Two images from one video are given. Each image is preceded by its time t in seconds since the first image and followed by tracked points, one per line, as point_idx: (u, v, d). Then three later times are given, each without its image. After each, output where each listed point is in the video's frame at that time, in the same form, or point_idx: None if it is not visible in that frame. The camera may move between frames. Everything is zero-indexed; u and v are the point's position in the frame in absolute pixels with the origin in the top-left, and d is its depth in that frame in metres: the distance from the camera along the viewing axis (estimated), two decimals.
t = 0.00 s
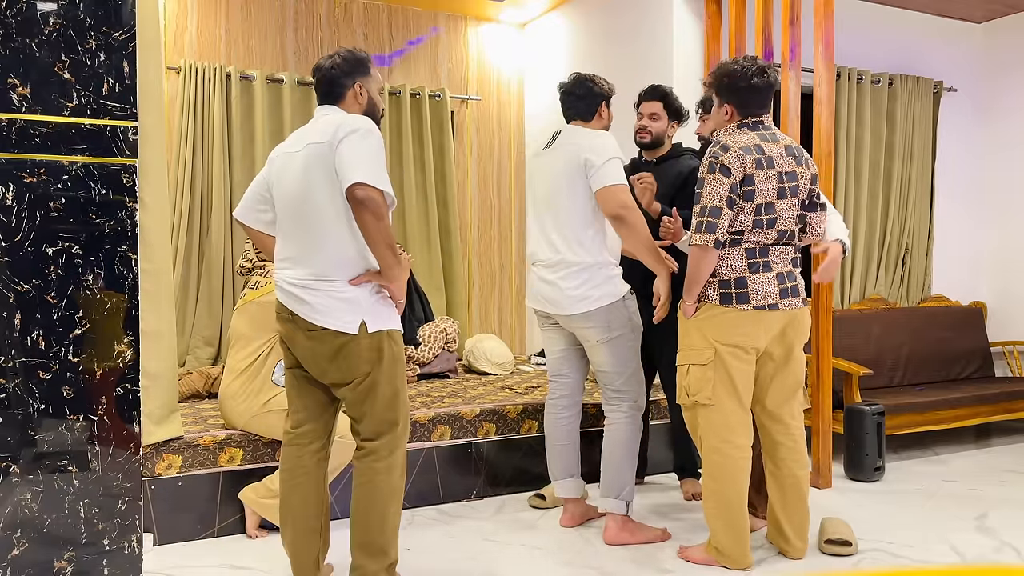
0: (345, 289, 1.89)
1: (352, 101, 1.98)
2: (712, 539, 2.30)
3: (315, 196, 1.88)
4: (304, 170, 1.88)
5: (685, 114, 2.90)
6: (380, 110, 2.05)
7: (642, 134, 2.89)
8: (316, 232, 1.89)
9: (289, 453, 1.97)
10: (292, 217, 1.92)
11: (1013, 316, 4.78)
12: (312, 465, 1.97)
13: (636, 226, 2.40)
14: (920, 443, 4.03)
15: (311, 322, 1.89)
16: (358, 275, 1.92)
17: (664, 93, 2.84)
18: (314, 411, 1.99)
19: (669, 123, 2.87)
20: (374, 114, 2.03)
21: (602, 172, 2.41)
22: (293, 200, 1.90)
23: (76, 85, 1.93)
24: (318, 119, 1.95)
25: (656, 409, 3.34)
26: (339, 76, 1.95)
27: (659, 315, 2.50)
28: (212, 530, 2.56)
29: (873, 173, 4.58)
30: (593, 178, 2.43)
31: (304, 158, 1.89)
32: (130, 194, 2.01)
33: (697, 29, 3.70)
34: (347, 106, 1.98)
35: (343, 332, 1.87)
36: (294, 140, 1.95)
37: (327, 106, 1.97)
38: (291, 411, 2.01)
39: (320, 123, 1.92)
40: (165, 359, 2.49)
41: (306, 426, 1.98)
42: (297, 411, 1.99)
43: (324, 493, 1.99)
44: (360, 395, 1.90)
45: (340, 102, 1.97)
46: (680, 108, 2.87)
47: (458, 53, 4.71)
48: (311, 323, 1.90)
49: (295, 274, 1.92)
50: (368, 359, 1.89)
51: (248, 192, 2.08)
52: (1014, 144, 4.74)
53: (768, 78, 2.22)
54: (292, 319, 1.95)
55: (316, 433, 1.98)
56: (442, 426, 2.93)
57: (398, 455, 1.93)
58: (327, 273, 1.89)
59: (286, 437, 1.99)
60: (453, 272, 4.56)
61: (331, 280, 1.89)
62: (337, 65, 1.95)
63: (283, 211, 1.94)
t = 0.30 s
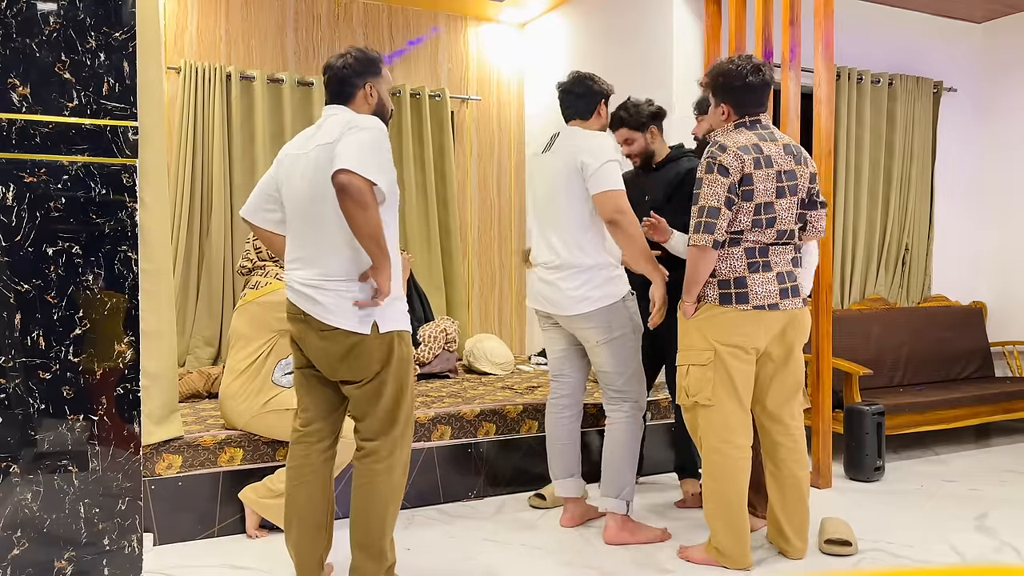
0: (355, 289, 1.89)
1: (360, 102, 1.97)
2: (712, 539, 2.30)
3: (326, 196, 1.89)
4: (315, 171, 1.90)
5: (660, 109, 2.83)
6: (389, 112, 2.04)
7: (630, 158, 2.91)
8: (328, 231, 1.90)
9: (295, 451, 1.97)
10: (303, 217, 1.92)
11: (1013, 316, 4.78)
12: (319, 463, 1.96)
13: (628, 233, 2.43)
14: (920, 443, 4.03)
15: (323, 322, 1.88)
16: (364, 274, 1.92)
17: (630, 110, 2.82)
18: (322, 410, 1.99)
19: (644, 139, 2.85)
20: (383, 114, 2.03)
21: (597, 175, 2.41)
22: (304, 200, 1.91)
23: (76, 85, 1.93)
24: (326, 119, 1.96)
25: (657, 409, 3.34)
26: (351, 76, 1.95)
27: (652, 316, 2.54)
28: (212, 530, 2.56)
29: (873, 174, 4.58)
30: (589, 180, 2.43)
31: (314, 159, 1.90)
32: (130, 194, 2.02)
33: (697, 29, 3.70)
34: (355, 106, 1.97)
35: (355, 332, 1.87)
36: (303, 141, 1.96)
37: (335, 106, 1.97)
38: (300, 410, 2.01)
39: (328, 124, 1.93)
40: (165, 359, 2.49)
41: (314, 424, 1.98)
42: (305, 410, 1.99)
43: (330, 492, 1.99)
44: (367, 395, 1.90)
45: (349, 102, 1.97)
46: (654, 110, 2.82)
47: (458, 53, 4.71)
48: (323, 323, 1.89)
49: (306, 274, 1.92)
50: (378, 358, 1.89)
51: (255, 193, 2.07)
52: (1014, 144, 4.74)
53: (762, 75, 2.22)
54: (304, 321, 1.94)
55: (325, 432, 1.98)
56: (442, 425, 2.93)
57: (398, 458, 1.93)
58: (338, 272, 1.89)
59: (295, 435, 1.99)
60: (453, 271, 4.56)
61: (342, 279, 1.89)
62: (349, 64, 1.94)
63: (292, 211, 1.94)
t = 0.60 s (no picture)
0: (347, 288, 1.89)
1: (359, 103, 1.98)
2: (712, 539, 2.30)
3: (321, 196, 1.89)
4: (311, 171, 1.90)
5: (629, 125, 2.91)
6: (385, 114, 2.04)
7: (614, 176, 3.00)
8: (324, 231, 1.90)
9: (292, 451, 1.97)
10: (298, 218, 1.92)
11: (1013, 315, 4.78)
12: (316, 464, 1.97)
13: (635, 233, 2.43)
14: (920, 443, 4.03)
15: (317, 323, 1.89)
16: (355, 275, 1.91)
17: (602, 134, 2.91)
18: (318, 410, 1.99)
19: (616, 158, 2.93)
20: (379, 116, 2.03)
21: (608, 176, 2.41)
22: (298, 201, 1.91)
23: (76, 85, 1.93)
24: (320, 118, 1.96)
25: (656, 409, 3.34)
26: (347, 77, 1.95)
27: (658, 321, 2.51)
28: (212, 530, 2.56)
29: (873, 173, 4.58)
30: (597, 182, 2.43)
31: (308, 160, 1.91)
32: (130, 194, 2.02)
33: (697, 29, 3.70)
34: (354, 107, 1.98)
35: (350, 333, 1.87)
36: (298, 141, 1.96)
37: (331, 106, 1.97)
38: (296, 410, 2.01)
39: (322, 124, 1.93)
40: (165, 359, 2.50)
41: (311, 425, 1.98)
42: (301, 410, 1.99)
43: (327, 492, 1.99)
44: (365, 395, 1.91)
45: (347, 103, 1.97)
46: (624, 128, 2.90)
47: (458, 53, 4.71)
48: (318, 325, 1.89)
49: (302, 274, 1.92)
50: (374, 359, 1.90)
51: (251, 190, 2.07)
52: (1014, 144, 4.74)
53: (761, 74, 2.22)
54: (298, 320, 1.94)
55: (321, 432, 1.98)
56: (442, 426, 2.93)
57: (395, 458, 1.93)
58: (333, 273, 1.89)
59: (291, 436, 1.99)
60: (453, 271, 4.56)
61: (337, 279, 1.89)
62: (346, 65, 1.95)
63: (288, 211, 1.94)
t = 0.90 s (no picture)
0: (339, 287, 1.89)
1: (348, 103, 1.98)
2: (712, 539, 2.30)
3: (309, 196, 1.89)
4: (299, 171, 1.90)
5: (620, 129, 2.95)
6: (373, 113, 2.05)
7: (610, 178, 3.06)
8: (315, 231, 1.90)
9: (285, 453, 1.97)
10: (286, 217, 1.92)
11: (1013, 315, 4.78)
12: (308, 464, 1.97)
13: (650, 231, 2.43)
14: (920, 443, 4.03)
15: (307, 326, 1.89)
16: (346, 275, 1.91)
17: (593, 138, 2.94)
18: (309, 410, 1.99)
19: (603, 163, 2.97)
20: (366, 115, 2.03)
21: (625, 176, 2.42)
22: (288, 201, 1.91)
23: (76, 85, 1.93)
24: (309, 118, 1.96)
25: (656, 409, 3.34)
26: (335, 77, 1.96)
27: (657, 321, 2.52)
28: (212, 530, 2.56)
29: (873, 173, 4.58)
30: (611, 182, 2.43)
31: (297, 160, 1.91)
32: (130, 194, 2.02)
33: (697, 29, 3.70)
34: (343, 107, 1.98)
35: (341, 336, 1.87)
36: (286, 141, 1.96)
37: (320, 105, 1.96)
38: (286, 411, 2.00)
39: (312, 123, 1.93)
40: (165, 359, 2.50)
41: (302, 425, 1.98)
42: (292, 411, 1.99)
43: (321, 492, 1.99)
44: (360, 396, 1.91)
45: (337, 103, 1.98)
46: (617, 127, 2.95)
47: (458, 53, 4.71)
48: (308, 327, 1.89)
49: (290, 274, 1.92)
50: (368, 360, 1.90)
51: (237, 187, 2.07)
52: (1014, 144, 4.74)
53: (761, 74, 2.23)
54: (288, 323, 1.94)
55: (313, 432, 1.99)
56: (442, 425, 2.93)
57: (394, 458, 1.94)
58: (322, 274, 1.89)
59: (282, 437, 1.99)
60: (453, 271, 4.56)
61: (326, 280, 1.89)
62: (333, 65, 1.95)
63: (278, 211, 1.94)
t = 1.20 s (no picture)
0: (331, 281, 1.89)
1: (340, 102, 1.99)
2: (712, 539, 2.30)
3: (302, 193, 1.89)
4: (292, 168, 1.90)
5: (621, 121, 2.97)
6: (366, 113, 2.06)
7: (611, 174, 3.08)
8: (310, 227, 1.89)
9: (278, 454, 1.97)
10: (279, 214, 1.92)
11: (1013, 315, 4.78)
12: (301, 465, 1.97)
13: (662, 229, 2.45)
14: (920, 443, 4.03)
15: (300, 320, 1.88)
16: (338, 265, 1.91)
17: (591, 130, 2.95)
18: (300, 411, 1.99)
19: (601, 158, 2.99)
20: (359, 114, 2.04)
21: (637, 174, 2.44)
22: (282, 198, 1.91)
23: (76, 85, 1.93)
24: (300, 116, 1.97)
25: (656, 409, 3.34)
26: (327, 77, 1.97)
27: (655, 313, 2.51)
28: (212, 530, 2.56)
29: (873, 173, 4.58)
30: (622, 180, 2.45)
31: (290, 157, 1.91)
32: (130, 194, 2.02)
33: (697, 29, 3.70)
34: (335, 106, 1.99)
35: (334, 326, 1.87)
36: (278, 139, 1.96)
37: (311, 104, 1.97)
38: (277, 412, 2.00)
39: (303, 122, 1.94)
40: (165, 359, 2.50)
41: (295, 426, 1.98)
42: (284, 412, 1.99)
43: (315, 494, 2.00)
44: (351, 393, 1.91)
45: (328, 102, 1.99)
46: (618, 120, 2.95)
47: (458, 53, 4.71)
48: (299, 319, 1.88)
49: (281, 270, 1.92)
50: (356, 354, 1.90)
51: (223, 183, 2.07)
52: (1014, 144, 4.74)
53: (762, 74, 2.23)
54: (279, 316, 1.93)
55: (305, 434, 1.98)
56: (442, 425, 2.93)
57: (388, 456, 1.93)
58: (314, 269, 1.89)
59: (274, 439, 1.98)
60: (453, 271, 4.56)
61: (319, 275, 1.89)
62: (324, 66, 1.96)
63: (272, 208, 1.93)
